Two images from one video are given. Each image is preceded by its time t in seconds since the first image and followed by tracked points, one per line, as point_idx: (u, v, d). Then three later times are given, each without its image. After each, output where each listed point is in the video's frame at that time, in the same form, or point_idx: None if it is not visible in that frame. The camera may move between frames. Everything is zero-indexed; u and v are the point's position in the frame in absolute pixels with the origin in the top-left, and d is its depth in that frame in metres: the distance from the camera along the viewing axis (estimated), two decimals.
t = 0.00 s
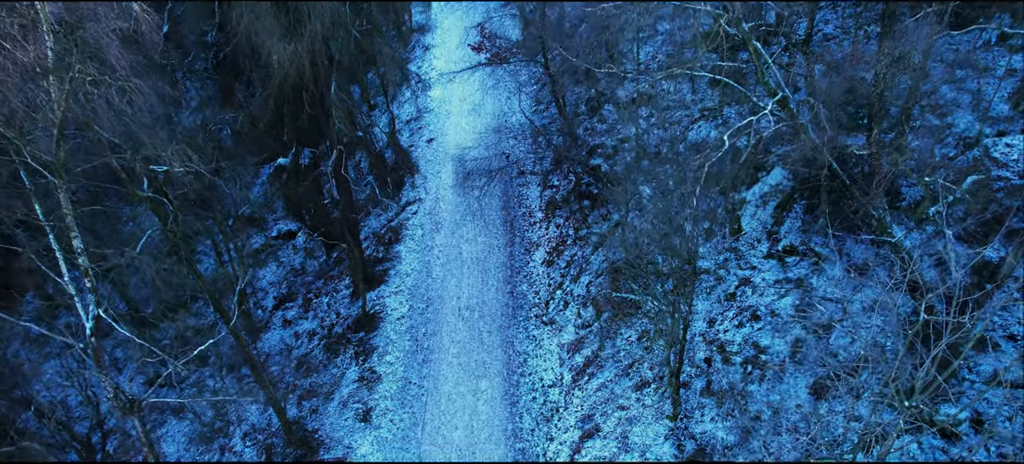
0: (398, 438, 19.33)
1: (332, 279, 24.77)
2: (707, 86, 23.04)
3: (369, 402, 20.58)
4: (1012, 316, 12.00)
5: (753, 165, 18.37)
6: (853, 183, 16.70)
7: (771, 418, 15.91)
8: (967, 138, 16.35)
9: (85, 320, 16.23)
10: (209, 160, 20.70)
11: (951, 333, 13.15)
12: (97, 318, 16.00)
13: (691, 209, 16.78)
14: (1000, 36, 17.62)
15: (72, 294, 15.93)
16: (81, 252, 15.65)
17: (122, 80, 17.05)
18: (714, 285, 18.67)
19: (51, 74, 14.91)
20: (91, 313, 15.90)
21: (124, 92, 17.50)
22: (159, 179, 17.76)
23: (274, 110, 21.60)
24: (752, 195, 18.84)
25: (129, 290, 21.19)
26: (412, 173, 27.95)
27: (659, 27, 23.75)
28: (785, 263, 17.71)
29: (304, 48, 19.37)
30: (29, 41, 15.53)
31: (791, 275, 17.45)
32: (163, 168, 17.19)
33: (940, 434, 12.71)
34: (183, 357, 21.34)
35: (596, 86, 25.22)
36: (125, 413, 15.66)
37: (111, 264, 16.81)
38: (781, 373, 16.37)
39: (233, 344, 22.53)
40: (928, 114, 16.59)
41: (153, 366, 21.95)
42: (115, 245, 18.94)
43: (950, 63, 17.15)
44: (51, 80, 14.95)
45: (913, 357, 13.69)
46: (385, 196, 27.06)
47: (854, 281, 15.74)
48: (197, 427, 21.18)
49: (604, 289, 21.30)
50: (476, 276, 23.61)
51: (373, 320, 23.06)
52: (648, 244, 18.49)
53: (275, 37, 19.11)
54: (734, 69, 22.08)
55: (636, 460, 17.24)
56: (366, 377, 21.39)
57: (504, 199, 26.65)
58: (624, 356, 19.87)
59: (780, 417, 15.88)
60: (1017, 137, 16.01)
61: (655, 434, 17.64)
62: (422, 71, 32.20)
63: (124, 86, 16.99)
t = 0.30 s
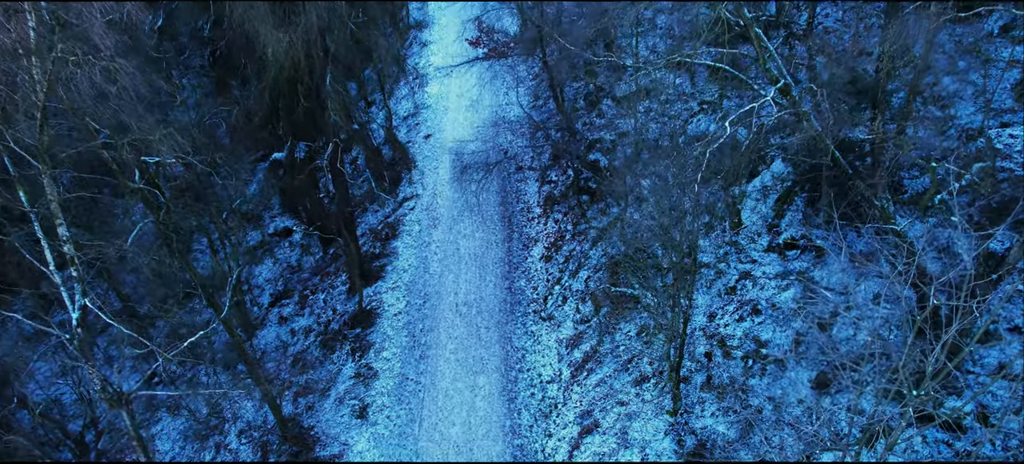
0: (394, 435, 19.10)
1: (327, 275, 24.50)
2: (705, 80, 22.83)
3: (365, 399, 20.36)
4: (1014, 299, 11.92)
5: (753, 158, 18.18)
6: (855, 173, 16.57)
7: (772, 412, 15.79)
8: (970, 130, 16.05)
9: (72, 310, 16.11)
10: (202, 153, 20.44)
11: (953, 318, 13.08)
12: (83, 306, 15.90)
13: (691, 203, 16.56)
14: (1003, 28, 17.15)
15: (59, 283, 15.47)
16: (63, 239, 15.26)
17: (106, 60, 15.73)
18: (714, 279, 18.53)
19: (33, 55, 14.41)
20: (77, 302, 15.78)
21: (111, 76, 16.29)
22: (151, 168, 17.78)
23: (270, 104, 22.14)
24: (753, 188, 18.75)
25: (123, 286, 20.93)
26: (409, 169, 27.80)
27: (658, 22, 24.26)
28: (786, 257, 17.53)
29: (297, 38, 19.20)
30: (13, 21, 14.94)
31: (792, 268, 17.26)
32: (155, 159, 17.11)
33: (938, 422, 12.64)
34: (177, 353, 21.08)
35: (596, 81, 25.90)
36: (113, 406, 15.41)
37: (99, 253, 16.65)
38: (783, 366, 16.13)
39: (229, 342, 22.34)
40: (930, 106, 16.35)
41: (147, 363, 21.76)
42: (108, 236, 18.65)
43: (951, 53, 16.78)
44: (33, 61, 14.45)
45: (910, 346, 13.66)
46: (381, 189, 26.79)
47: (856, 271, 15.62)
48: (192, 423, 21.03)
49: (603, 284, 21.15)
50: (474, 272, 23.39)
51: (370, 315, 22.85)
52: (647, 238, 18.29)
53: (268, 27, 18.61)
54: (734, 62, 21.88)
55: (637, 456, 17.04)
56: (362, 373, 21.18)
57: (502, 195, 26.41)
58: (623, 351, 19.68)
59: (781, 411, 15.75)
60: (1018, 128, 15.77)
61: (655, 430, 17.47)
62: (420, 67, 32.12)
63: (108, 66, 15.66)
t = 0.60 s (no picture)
0: (391, 430, 18.92)
1: (323, 271, 24.42)
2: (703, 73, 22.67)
3: (361, 394, 20.18)
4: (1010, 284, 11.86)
5: (752, 148, 17.94)
6: (855, 163, 16.31)
7: (771, 405, 15.68)
8: (971, 119, 15.89)
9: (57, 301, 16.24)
10: (195, 146, 20.19)
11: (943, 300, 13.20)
12: (69, 297, 16.07)
13: (689, 196, 16.37)
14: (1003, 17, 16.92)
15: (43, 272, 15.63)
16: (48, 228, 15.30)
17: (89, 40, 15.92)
18: (712, 271, 18.13)
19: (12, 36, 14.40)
20: (63, 292, 15.98)
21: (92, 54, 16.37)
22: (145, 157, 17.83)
23: (262, 95, 21.06)
24: (752, 180, 18.44)
25: (116, 282, 20.79)
26: (405, 164, 27.68)
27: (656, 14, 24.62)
28: (785, 249, 17.40)
29: (291, 27, 18.80)
30: None
31: (790, 261, 17.16)
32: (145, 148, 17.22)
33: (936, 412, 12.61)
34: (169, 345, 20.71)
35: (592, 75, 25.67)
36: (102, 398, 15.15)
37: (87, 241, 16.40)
38: (782, 359, 16.16)
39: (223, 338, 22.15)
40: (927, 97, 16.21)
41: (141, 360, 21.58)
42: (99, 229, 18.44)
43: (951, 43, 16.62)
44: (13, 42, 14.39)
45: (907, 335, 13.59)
46: (376, 182, 26.61)
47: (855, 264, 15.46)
48: (187, 419, 20.85)
49: (601, 278, 20.93)
50: (471, 267, 23.21)
51: (366, 311, 22.67)
52: (645, 231, 18.10)
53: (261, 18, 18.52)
54: (732, 56, 21.70)
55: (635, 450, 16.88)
56: (358, 369, 21.01)
57: (499, 190, 26.24)
58: (621, 345, 19.55)
59: (781, 404, 15.64)
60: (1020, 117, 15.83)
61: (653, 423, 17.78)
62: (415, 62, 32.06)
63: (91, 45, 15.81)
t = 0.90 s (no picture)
0: (385, 424, 18.72)
1: (317, 265, 24.20)
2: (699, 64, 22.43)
3: (356, 388, 19.98)
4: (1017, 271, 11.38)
5: (749, 140, 17.88)
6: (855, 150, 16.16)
7: (770, 396, 15.56)
8: (970, 108, 15.49)
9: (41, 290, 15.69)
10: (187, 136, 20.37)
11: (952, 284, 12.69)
12: (52, 285, 15.53)
13: (687, 188, 16.19)
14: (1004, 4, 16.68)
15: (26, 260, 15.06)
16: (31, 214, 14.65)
17: (67, 14, 15.09)
18: (710, 263, 18.26)
19: None
20: (46, 280, 15.40)
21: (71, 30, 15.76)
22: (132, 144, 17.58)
23: (255, 87, 21.69)
24: (750, 170, 18.40)
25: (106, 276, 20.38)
26: (400, 157, 27.53)
27: (651, 7, 24.19)
28: (784, 239, 17.22)
29: (284, 19, 18.63)
30: None
31: (789, 250, 16.97)
32: (135, 138, 17.28)
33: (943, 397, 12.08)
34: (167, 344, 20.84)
35: (588, 66, 25.92)
36: (86, 389, 14.85)
37: (74, 228, 16.08)
38: (781, 350, 15.95)
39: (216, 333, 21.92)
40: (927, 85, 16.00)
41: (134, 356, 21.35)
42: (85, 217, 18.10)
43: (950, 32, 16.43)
44: None
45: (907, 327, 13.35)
46: (370, 173, 26.56)
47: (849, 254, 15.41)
48: (180, 414, 20.66)
49: (597, 270, 20.74)
50: (466, 260, 23.01)
51: (360, 304, 22.47)
52: (641, 223, 17.93)
53: (254, 10, 18.43)
54: (729, 46, 21.47)
55: (633, 443, 16.74)
56: (352, 362, 20.81)
57: (494, 183, 26.02)
58: (618, 337, 19.34)
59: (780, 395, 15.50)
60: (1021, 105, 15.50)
61: (651, 416, 17.17)
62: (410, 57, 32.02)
63: (69, 20, 15.09)
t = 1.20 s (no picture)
0: (380, 419, 18.52)
1: (311, 260, 24.04)
2: (695, 54, 22.19)
3: (350, 383, 19.77)
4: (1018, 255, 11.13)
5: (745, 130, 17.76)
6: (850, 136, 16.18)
7: (768, 387, 15.45)
8: (967, 97, 15.26)
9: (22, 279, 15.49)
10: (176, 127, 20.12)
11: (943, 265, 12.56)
12: (34, 274, 15.32)
13: (682, 180, 16.02)
14: None
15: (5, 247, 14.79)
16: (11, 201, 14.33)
17: None
18: (707, 254, 18.12)
19: None
20: (28, 269, 15.16)
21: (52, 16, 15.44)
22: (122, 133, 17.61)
23: (245, 78, 21.03)
24: (746, 161, 18.27)
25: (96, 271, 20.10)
26: (394, 151, 27.29)
27: None
28: (780, 230, 17.09)
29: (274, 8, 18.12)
30: None
31: (786, 240, 16.81)
32: (120, 128, 16.79)
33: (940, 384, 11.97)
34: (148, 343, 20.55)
35: (582, 59, 25.73)
36: (70, 383, 14.57)
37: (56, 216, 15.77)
38: (779, 340, 15.84)
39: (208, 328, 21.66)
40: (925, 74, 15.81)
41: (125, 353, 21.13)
42: (69, 206, 17.72)
43: (947, 20, 16.28)
44: None
45: (907, 316, 13.20)
46: (363, 165, 26.33)
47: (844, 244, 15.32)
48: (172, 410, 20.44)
49: (593, 262, 20.61)
50: (461, 253, 22.77)
51: (354, 298, 22.24)
52: (637, 215, 17.80)
53: None
54: (724, 36, 21.22)
55: (630, 435, 16.62)
56: (346, 357, 20.60)
57: (489, 176, 25.79)
58: (614, 329, 19.17)
59: (778, 386, 15.43)
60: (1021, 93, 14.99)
61: (648, 408, 17.04)
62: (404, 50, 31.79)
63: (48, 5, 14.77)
